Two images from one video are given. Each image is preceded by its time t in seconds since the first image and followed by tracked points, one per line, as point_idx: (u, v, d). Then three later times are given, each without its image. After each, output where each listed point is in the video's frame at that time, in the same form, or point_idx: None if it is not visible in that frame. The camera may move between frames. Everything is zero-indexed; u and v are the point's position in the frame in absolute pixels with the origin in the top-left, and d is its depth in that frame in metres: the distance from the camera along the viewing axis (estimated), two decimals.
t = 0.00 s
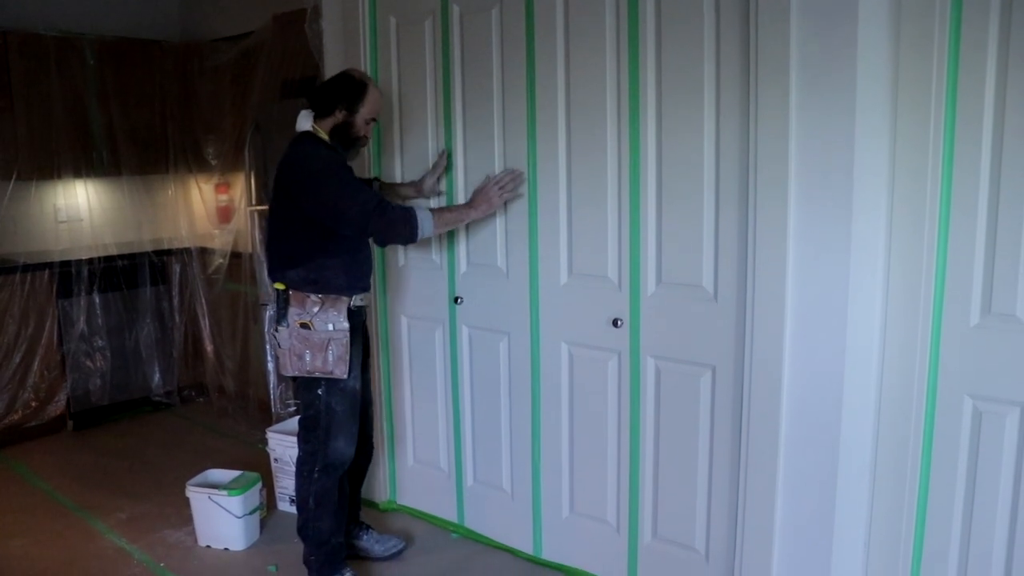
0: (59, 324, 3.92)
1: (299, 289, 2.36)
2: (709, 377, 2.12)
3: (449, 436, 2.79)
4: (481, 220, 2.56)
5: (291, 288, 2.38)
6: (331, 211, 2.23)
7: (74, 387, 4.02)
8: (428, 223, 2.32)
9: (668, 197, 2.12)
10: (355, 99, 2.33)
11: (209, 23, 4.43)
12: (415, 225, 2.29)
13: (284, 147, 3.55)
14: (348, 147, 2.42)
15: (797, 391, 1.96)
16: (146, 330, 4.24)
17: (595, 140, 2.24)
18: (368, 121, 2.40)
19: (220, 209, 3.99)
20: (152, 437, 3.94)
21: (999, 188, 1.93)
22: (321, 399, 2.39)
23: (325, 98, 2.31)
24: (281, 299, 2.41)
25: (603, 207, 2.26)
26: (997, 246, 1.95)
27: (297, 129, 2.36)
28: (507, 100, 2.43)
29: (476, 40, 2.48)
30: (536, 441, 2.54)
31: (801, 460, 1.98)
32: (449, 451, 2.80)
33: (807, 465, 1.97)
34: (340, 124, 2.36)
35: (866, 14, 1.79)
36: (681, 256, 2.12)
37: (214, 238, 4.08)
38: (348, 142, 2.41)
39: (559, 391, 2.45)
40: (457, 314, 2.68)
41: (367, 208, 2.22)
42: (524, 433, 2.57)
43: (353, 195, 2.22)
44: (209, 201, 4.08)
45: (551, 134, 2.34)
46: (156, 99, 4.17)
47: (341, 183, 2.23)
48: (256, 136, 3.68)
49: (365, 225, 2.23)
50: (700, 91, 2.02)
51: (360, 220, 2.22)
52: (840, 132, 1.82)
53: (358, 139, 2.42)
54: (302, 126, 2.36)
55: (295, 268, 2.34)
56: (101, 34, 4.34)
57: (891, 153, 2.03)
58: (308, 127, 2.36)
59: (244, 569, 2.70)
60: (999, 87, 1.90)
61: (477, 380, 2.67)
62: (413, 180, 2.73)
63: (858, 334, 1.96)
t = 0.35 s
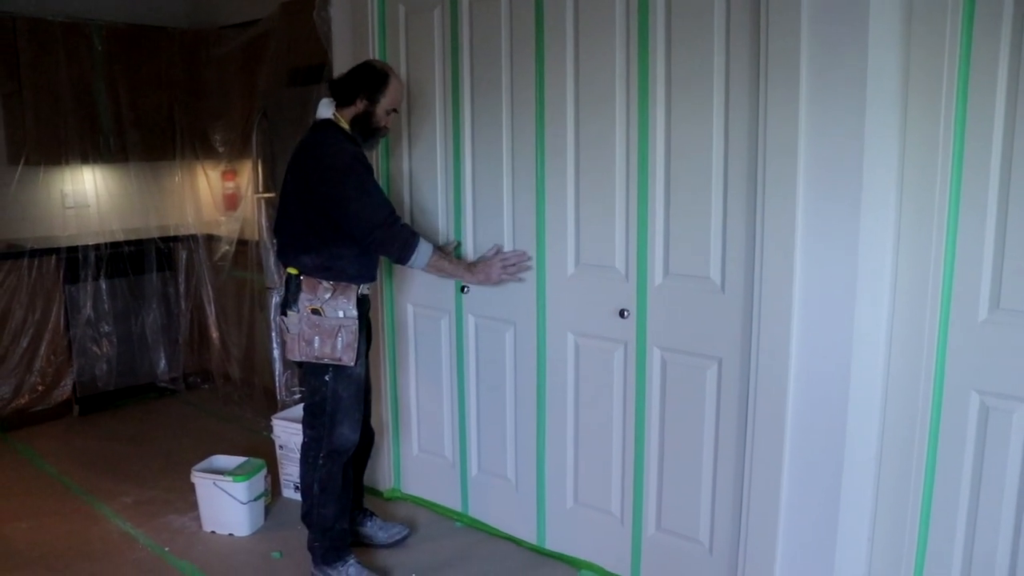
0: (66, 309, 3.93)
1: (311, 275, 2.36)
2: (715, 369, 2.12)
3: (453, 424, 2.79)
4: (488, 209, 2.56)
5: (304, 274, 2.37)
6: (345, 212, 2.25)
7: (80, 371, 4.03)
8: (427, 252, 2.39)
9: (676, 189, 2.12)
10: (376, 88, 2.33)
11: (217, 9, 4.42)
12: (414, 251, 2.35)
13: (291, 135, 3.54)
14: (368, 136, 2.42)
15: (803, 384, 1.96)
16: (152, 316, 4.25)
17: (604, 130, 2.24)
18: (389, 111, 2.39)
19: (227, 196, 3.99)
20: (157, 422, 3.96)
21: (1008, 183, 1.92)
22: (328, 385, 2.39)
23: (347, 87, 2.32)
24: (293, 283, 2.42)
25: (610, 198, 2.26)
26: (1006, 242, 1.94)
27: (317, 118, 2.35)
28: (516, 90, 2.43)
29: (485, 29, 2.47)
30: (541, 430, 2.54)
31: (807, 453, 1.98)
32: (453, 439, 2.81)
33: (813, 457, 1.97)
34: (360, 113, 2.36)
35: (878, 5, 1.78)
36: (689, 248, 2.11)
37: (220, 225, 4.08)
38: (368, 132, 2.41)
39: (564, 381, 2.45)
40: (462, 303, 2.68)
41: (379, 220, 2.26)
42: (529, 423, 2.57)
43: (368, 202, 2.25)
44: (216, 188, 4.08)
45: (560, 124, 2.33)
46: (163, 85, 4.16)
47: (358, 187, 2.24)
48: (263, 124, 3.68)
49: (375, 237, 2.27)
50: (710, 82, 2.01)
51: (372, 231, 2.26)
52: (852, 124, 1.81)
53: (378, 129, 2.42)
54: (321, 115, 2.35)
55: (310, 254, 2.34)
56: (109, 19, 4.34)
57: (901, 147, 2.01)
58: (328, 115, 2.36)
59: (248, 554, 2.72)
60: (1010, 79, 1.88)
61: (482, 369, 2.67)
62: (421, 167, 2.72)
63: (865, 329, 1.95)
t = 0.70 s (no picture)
0: (82, 304, 3.96)
1: (326, 270, 2.39)
2: (731, 364, 2.11)
3: (468, 419, 2.80)
4: (504, 204, 2.56)
5: (319, 269, 2.40)
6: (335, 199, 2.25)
7: (97, 366, 4.06)
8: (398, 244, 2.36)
9: (693, 184, 2.11)
10: (382, 74, 2.32)
11: (232, 5, 4.44)
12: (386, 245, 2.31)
13: (306, 130, 3.55)
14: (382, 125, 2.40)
15: (820, 379, 1.95)
16: (167, 311, 4.27)
17: (620, 124, 2.23)
18: (399, 96, 2.36)
19: (242, 192, 4.01)
20: (173, 417, 3.98)
21: None
22: (343, 379, 2.41)
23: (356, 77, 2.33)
24: (309, 279, 2.45)
25: (625, 192, 2.25)
26: None
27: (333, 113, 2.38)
28: (531, 85, 2.42)
29: (501, 23, 2.47)
30: (556, 425, 2.54)
31: (824, 448, 1.97)
32: (467, 434, 2.81)
33: (831, 453, 1.96)
34: (370, 101, 2.35)
35: None
36: (705, 242, 2.11)
37: (235, 220, 4.10)
38: (381, 120, 2.38)
39: (579, 376, 2.45)
40: (477, 298, 2.69)
41: (361, 214, 2.25)
42: (543, 418, 2.57)
43: (354, 193, 2.24)
44: (231, 183, 4.10)
45: (576, 119, 2.33)
46: (178, 81, 4.18)
47: (349, 177, 2.25)
48: (277, 119, 3.69)
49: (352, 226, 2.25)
50: (727, 76, 2.00)
51: (353, 222, 2.25)
52: (870, 116, 1.79)
53: (391, 117, 2.39)
54: (337, 111, 2.37)
55: (324, 248, 2.36)
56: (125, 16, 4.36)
57: (920, 141, 2.00)
58: (343, 109, 2.37)
59: (263, 548, 2.73)
60: None
61: (496, 365, 2.67)
62: (436, 163, 2.72)
63: (882, 323, 1.94)
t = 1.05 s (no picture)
0: (85, 324, 3.97)
1: (323, 290, 2.39)
2: (735, 381, 2.10)
3: (471, 438, 2.79)
4: (505, 222, 2.56)
5: (315, 288, 2.41)
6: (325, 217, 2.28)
7: (100, 386, 4.06)
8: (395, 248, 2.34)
9: (695, 200, 2.11)
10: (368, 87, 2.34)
11: (234, 25, 4.47)
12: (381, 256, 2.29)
13: (308, 148, 3.56)
14: (377, 139, 2.40)
15: (824, 396, 1.94)
16: (170, 331, 4.28)
17: (620, 140, 2.24)
18: (388, 104, 2.38)
19: (244, 211, 4.02)
20: (175, 437, 3.98)
21: None
22: (343, 398, 2.41)
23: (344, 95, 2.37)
24: (306, 298, 2.46)
25: (627, 210, 2.25)
26: None
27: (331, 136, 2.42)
28: (531, 103, 2.43)
29: (501, 42, 2.49)
30: (559, 443, 2.53)
31: (830, 464, 1.96)
32: (471, 452, 2.80)
33: (837, 469, 1.95)
34: (362, 116, 2.37)
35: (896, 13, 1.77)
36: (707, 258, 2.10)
37: (238, 239, 4.11)
38: (375, 134, 2.40)
39: (582, 394, 2.44)
40: (480, 316, 2.68)
41: (349, 229, 2.25)
42: (546, 436, 2.57)
43: (343, 210, 2.25)
44: (233, 202, 4.11)
45: (576, 136, 2.34)
46: (180, 100, 4.21)
47: (339, 195, 2.26)
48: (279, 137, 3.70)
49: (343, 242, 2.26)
50: (727, 93, 2.01)
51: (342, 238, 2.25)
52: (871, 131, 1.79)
53: (385, 127, 2.40)
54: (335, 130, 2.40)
55: (321, 267, 2.38)
56: (128, 37, 4.39)
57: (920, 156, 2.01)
58: (338, 129, 2.41)
59: (267, 570, 2.72)
60: None
61: (499, 383, 2.67)
62: (438, 182, 2.73)
63: (886, 339, 1.93)
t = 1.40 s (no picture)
0: (88, 358, 3.97)
1: (324, 325, 2.41)
2: (740, 418, 2.10)
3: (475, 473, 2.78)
4: (510, 257, 2.57)
5: (316, 324, 2.43)
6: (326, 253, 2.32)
7: (102, 421, 4.05)
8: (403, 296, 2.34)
9: (699, 237, 2.12)
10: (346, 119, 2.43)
11: (240, 61, 4.53)
12: (388, 298, 2.30)
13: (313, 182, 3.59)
14: (372, 166, 2.46)
15: (830, 433, 1.94)
16: (173, 365, 4.28)
17: (624, 177, 2.26)
18: (370, 127, 2.45)
19: (248, 245, 4.04)
20: (177, 472, 3.95)
21: None
22: (345, 434, 2.41)
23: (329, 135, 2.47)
24: (306, 332, 2.47)
25: (631, 246, 2.27)
26: None
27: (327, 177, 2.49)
28: (536, 141, 2.46)
29: (505, 79, 2.52)
30: (564, 480, 2.52)
31: (836, 503, 1.94)
32: (475, 489, 2.78)
33: (845, 504, 1.93)
34: (350, 149, 2.45)
35: (897, 53, 1.80)
36: (711, 294, 2.11)
37: (242, 273, 4.13)
38: (369, 161, 2.45)
39: (587, 430, 2.44)
40: (484, 351, 2.69)
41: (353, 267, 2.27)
42: (551, 473, 2.55)
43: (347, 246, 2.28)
44: (237, 237, 4.14)
45: (580, 173, 2.36)
46: (186, 135, 4.25)
47: (342, 232, 2.29)
48: (285, 172, 3.73)
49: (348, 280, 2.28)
50: (730, 131, 2.04)
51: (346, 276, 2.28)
52: (872, 170, 1.81)
53: (374, 152, 2.45)
54: (330, 170, 2.47)
55: (322, 302, 2.41)
56: (136, 73, 4.45)
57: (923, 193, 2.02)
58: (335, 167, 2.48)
59: None
60: None
61: (504, 419, 2.66)
62: (442, 218, 2.75)
63: (892, 376, 1.94)
